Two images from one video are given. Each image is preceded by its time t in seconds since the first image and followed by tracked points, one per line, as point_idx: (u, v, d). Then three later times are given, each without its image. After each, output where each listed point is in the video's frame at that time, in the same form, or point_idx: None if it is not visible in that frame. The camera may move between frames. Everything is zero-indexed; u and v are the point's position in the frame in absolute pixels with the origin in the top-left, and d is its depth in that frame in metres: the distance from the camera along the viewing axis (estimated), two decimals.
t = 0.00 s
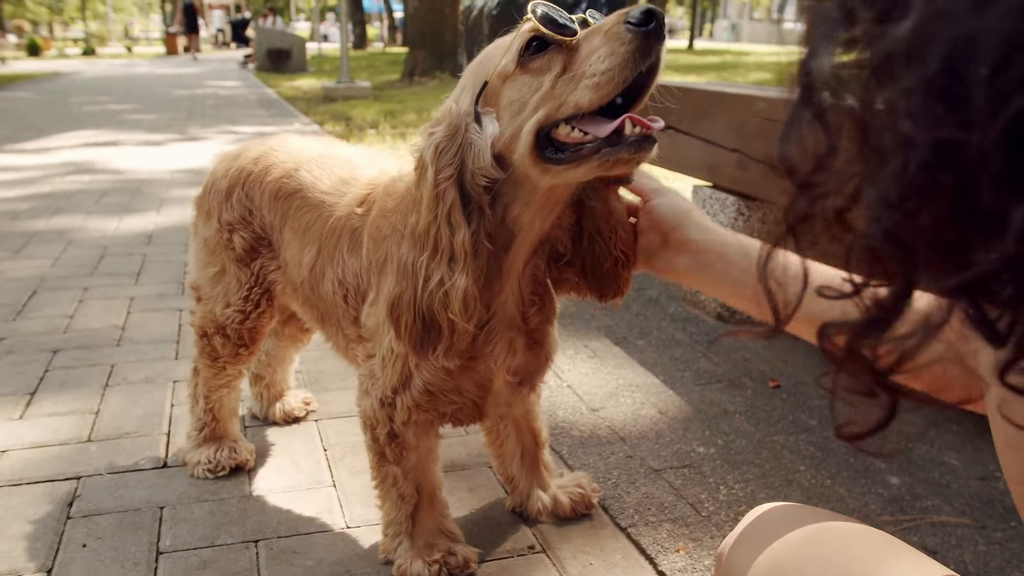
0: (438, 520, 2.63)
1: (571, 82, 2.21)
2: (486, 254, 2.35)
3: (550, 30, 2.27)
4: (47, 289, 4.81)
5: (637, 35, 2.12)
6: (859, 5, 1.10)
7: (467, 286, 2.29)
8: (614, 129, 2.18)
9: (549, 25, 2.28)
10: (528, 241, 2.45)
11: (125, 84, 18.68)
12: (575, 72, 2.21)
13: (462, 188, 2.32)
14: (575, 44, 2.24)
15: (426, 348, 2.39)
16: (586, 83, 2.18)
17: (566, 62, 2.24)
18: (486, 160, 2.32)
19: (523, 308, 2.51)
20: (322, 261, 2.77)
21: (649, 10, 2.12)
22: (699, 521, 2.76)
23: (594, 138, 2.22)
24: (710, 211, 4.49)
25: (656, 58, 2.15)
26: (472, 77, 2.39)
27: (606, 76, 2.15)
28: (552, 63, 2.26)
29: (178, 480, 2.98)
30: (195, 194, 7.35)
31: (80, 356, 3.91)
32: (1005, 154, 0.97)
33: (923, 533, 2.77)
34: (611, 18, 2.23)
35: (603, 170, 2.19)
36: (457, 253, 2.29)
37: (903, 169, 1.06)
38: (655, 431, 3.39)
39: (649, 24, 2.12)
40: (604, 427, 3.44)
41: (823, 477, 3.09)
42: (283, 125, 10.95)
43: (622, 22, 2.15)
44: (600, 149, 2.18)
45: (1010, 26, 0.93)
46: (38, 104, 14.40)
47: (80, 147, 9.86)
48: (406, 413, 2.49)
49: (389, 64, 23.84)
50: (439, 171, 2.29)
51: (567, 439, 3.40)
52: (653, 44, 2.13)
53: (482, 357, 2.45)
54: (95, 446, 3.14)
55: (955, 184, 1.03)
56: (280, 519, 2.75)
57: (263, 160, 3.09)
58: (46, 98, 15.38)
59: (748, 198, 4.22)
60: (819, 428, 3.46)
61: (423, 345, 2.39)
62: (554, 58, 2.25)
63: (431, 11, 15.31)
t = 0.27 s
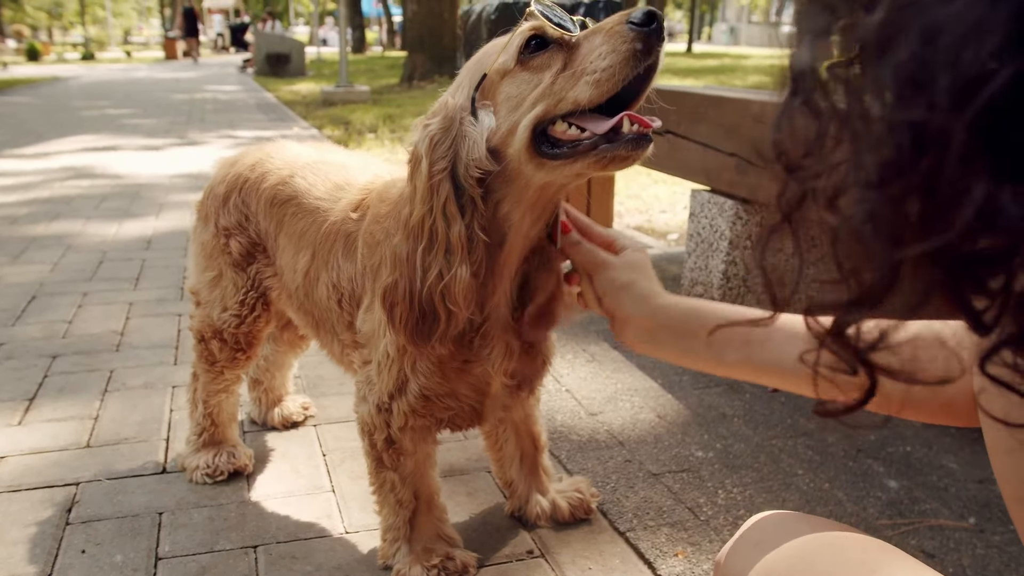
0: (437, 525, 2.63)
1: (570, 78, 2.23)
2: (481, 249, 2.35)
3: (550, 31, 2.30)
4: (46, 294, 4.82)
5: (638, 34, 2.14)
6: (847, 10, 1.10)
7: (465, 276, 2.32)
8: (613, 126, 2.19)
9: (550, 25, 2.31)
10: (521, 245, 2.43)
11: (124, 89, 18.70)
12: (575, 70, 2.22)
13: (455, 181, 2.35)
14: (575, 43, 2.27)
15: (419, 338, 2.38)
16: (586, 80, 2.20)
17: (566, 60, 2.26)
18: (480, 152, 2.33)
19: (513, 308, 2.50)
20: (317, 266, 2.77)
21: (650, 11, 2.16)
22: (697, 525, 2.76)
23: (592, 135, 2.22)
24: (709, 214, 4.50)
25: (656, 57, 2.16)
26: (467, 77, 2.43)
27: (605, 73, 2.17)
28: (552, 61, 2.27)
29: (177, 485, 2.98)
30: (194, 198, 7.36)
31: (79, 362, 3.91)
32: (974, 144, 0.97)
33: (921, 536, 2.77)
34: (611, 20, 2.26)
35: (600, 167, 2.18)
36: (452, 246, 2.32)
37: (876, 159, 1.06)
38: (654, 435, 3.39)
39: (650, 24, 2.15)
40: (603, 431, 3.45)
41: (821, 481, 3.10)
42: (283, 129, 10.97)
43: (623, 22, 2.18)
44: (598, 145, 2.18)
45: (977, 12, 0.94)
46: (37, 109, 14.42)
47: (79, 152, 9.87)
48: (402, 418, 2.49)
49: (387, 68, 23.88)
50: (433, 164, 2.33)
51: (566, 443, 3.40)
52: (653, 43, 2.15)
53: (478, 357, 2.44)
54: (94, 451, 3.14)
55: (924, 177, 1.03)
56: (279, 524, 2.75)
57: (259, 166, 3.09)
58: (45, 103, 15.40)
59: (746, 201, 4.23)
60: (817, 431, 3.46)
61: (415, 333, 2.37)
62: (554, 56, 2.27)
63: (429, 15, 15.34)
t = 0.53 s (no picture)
0: (436, 532, 2.64)
1: (564, 88, 2.23)
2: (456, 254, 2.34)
3: (548, 41, 2.31)
4: (47, 301, 4.83)
5: (634, 48, 2.14)
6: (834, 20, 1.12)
7: (424, 272, 2.26)
8: (604, 135, 2.20)
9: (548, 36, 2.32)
10: (510, 253, 2.42)
11: (124, 95, 18.74)
12: (570, 78, 2.22)
13: (441, 180, 2.36)
14: (573, 53, 2.26)
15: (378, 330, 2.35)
16: (579, 90, 2.19)
17: (562, 69, 2.25)
18: (471, 151, 2.33)
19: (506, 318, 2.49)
20: (310, 275, 2.77)
21: (647, 25, 2.15)
22: (698, 531, 2.76)
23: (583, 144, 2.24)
24: (708, 220, 4.51)
25: (651, 70, 2.16)
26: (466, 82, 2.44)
27: (598, 83, 2.17)
28: (548, 70, 2.27)
29: (178, 492, 2.98)
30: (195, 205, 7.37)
31: (80, 369, 3.92)
32: (935, 110, 0.97)
33: (922, 541, 2.77)
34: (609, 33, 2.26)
35: (589, 176, 2.20)
36: (420, 240, 2.29)
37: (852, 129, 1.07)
38: (654, 441, 3.39)
39: (647, 39, 2.14)
40: (603, 437, 3.45)
41: (822, 486, 3.10)
42: (283, 135, 10.99)
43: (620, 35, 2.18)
44: (588, 154, 2.19)
45: None
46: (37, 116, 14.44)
47: (80, 159, 9.88)
48: (394, 427, 2.49)
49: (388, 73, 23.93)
50: (419, 157, 2.34)
51: (566, 449, 3.41)
52: (648, 58, 2.14)
53: (469, 367, 2.43)
54: (95, 458, 3.15)
55: (892, 147, 1.04)
56: (279, 531, 2.75)
57: (259, 174, 3.10)
58: (45, 109, 15.42)
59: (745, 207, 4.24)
60: (817, 437, 3.46)
61: (375, 327, 2.35)
62: (550, 65, 2.27)
63: (429, 20, 15.37)
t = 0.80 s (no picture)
0: (437, 541, 2.63)
1: (566, 105, 2.26)
2: (451, 258, 2.33)
3: (551, 58, 2.34)
4: (49, 310, 4.83)
5: (636, 70, 2.17)
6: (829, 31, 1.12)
7: (412, 273, 2.29)
8: (603, 155, 2.24)
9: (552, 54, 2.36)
10: (512, 261, 2.41)
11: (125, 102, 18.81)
12: (571, 95, 2.25)
13: (437, 186, 2.38)
14: (575, 70, 2.30)
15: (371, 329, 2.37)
16: (580, 108, 2.22)
17: (564, 85, 2.29)
18: (470, 159, 2.34)
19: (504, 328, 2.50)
20: (306, 284, 2.79)
21: (650, 49, 2.19)
22: (699, 539, 2.76)
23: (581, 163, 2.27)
24: (708, 226, 4.52)
25: (652, 93, 2.20)
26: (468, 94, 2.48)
27: (600, 104, 2.20)
28: (550, 85, 2.30)
29: (179, 501, 2.98)
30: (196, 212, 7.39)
31: (81, 377, 3.93)
32: (924, 105, 0.91)
33: (924, 548, 2.77)
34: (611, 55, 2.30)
35: (586, 194, 2.22)
36: (410, 242, 2.32)
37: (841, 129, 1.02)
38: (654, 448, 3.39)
39: (649, 62, 2.18)
40: (604, 444, 3.45)
41: (823, 493, 3.10)
42: (284, 142, 11.02)
43: (622, 56, 2.21)
44: (586, 173, 2.22)
45: None
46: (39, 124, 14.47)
47: (81, 167, 9.91)
48: (392, 436, 2.49)
49: (388, 79, 23.99)
50: (417, 161, 2.38)
51: (567, 456, 3.41)
52: (649, 81, 2.18)
53: (467, 376, 2.44)
54: (96, 468, 3.15)
55: (881, 141, 0.97)
56: (281, 540, 2.75)
57: (257, 183, 3.11)
58: (46, 117, 15.46)
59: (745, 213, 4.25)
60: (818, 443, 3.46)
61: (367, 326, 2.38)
62: (553, 82, 2.30)
63: (429, 27, 15.42)
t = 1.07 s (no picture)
0: (437, 546, 2.64)
1: (574, 121, 2.25)
2: (454, 260, 2.33)
3: (563, 75, 2.35)
4: (50, 316, 4.84)
5: (647, 94, 2.16)
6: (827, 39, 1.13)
7: (413, 276, 2.31)
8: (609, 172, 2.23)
9: (564, 71, 2.36)
10: (513, 269, 2.43)
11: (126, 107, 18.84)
12: (580, 111, 2.24)
13: (438, 189, 2.38)
14: (586, 88, 2.30)
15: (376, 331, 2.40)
16: (589, 125, 2.21)
17: (574, 102, 2.28)
18: (474, 164, 2.34)
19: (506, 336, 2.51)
20: (301, 292, 2.79)
21: (662, 75, 2.19)
22: (700, 543, 2.76)
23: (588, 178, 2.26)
24: (709, 231, 4.53)
25: (660, 118, 2.19)
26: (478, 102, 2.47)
27: (608, 123, 2.19)
28: (559, 100, 2.30)
29: (181, 507, 2.99)
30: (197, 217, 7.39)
31: (82, 383, 3.93)
32: (922, 101, 0.94)
33: (925, 552, 2.77)
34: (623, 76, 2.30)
35: (589, 209, 2.22)
36: (411, 246, 2.33)
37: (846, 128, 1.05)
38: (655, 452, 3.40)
39: (659, 87, 2.18)
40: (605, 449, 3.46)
41: (824, 497, 3.10)
42: (284, 147, 11.03)
43: (633, 78, 2.21)
44: (590, 188, 2.21)
45: None
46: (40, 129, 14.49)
47: (82, 172, 9.92)
48: (394, 443, 2.49)
49: (388, 84, 24.01)
50: (419, 165, 2.39)
51: (568, 461, 3.41)
52: (658, 105, 2.18)
53: (470, 383, 2.45)
54: (98, 473, 3.15)
55: (881, 138, 1.00)
56: (282, 546, 2.75)
57: (254, 190, 3.12)
58: (47, 123, 15.48)
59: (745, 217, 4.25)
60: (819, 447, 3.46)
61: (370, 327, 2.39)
62: (563, 97, 2.30)
63: (430, 32, 15.43)
